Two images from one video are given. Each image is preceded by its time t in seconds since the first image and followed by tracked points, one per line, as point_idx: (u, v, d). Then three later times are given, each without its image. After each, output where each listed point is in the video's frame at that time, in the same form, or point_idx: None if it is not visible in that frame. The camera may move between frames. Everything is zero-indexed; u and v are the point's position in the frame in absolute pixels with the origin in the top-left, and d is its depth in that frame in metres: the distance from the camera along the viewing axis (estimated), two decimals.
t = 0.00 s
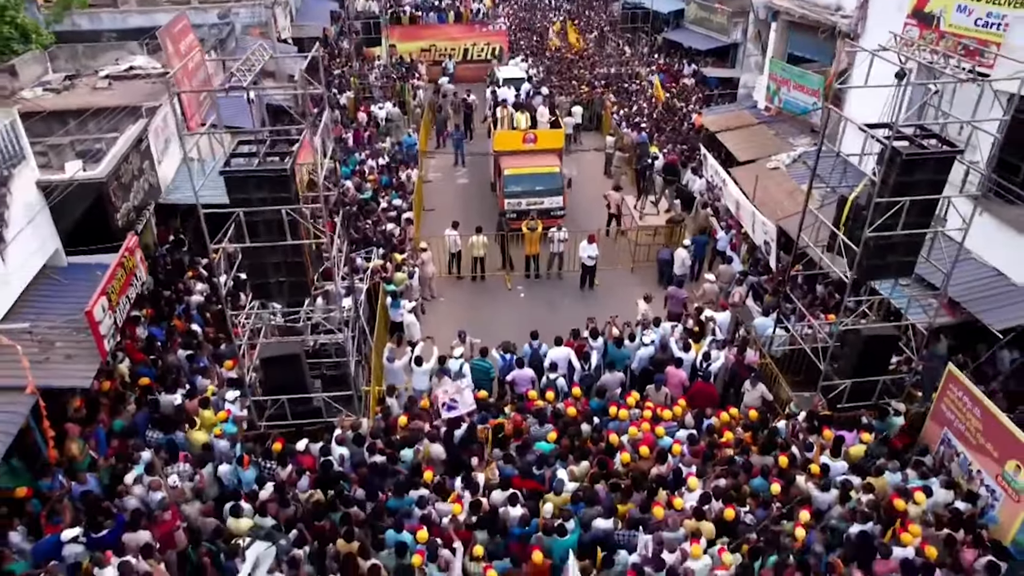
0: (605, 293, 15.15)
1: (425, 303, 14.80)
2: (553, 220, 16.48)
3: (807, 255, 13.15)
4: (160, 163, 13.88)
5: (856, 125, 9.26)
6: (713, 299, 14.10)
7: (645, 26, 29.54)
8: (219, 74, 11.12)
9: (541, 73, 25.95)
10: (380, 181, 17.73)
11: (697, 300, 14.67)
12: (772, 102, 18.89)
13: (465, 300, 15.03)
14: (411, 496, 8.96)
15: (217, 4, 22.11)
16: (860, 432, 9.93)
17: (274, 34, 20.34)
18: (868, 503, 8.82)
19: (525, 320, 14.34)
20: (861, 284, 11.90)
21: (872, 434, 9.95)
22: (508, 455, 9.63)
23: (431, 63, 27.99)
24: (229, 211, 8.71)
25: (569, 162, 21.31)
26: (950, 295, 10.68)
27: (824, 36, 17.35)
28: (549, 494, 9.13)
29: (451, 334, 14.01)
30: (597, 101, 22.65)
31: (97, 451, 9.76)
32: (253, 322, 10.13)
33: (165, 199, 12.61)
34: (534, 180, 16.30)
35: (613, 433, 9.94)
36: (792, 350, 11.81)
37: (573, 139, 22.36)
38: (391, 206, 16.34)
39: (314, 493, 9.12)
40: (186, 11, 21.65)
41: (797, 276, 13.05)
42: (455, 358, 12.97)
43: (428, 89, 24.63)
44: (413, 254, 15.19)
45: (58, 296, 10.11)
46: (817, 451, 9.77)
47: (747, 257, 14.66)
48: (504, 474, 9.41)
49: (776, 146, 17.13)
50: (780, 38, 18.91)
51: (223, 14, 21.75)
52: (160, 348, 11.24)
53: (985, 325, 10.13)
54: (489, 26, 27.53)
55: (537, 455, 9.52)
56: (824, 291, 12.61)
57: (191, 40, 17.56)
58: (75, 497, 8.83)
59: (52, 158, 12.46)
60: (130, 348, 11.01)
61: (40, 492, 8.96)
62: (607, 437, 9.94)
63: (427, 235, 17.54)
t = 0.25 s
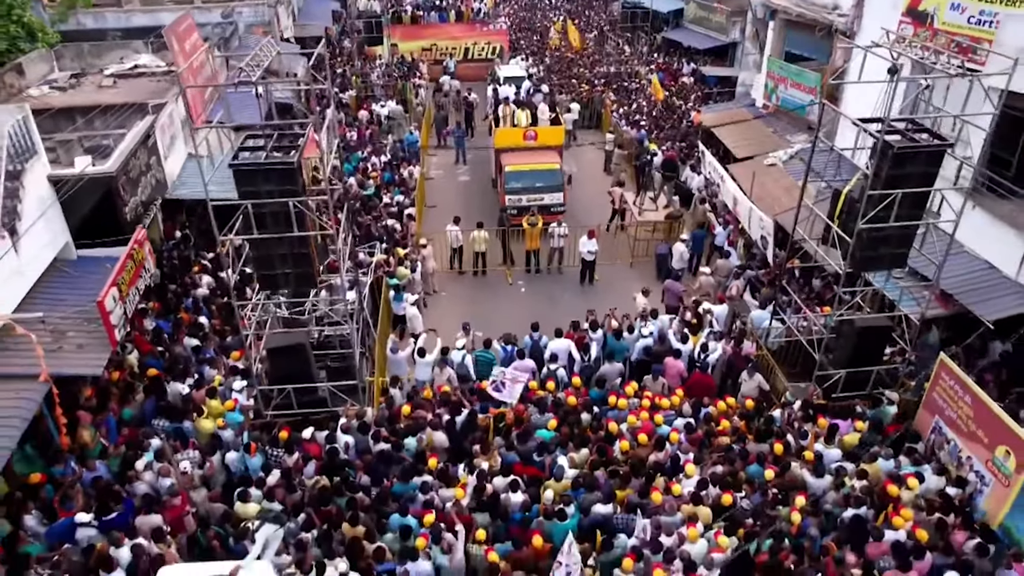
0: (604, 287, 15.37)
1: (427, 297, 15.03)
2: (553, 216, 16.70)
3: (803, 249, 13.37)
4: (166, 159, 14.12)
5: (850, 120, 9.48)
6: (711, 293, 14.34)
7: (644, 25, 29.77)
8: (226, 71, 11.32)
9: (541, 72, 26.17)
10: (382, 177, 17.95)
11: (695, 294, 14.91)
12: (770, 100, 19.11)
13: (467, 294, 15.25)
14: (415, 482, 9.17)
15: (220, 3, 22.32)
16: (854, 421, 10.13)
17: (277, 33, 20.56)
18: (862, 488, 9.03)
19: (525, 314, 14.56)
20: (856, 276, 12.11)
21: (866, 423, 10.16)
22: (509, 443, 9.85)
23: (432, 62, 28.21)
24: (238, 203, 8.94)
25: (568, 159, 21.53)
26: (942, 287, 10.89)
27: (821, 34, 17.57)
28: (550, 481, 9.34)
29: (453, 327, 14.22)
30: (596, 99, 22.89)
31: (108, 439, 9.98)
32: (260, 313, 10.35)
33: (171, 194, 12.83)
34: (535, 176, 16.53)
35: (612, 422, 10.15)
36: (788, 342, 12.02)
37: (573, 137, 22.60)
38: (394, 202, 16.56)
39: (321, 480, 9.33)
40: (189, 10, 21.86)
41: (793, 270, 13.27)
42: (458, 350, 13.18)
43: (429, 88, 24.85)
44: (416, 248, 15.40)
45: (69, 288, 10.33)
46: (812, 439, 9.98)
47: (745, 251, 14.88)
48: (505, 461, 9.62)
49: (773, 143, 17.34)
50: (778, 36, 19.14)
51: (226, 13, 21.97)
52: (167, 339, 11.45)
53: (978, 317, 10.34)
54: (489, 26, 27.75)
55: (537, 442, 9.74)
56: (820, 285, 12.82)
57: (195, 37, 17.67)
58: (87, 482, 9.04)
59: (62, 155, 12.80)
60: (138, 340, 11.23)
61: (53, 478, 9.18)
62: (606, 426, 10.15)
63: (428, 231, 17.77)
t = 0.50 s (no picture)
0: (604, 281, 15.62)
1: (430, 291, 15.27)
2: (553, 212, 16.96)
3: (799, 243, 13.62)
4: (174, 156, 14.40)
5: (842, 115, 9.74)
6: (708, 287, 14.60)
7: (644, 24, 30.05)
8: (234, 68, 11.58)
9: (541, 70, 26.43)
10: (385, 174, 18.21)
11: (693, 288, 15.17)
12: (767, 98, 19.36)
13: (469, 288, 15.50)
14: (419, 467, 9.40)
15: (225, 3, 22.58)
16: (848, 409, 10.37)
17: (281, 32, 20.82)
18: (855, 473, 9.28)
19: (526, 307, 14.81)
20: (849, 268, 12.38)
21: (859, 411, 10.40)
22: (511, 430, 10.09)
23: (433, 61, 28.48)
24: (247, 195, 9.20)
25: (568, 156, 21.78)
26: (934, 279, 11.13)
27: (818, 33, 17.82)
28: (550, 467, 9.57)
29: (455, 320, 14.47)
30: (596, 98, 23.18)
31: (119, 427, 10.22)
32: (268, 304, 10.61)
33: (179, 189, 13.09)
34: (535, 173, 16.80)
35: (612, 410, 10.39)
36: (783, 333, 12.27)
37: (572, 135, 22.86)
38: (397, 198, 16.82)
39: (327, 465, 9.56)
40: (194, 10, 22.12)
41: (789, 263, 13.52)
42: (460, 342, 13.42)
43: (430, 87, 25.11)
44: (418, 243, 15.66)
45: (81, 278, 10.60)
46: (807, 426, 10.22)
47: (742, 246, 15.14)
48: (507, 447, 9.87)
49: (770, 140, 17.58)
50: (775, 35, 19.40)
51: (230, 13, 22.23)
52: (176, 330, 11.69)
53: (970, 308, 10.58)
54: (490, 25, 28.02)
55: (538, 429, 9.98)
56: (815, 278, 13.06)
57: (200, 37, 17.66)
58: (100, 467, 9.29)
59: (72, 151, 13.22)
60: (148, 331, 11.47)
61: (67, 463, 9.44)
62: (606, 413, 10.39)
63: (430, 227, 18.02)
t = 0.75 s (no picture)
0: (604, 278, 15.80)
1: (431, 287, 15.45)
2: (554, 209, 17.18)
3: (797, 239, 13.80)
4: (179, 153, 14.61)
5: (838, 111, 9.92)
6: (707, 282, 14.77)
7: (643, 24, 30.25)
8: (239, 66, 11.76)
9: (542, 70, 26.63)
10: (388, 172, 18.40)
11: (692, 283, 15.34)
12: (766, 96, 19.56)
13: (470, 284, 15.68)
14: (423, 457, 9.57)
15: (228, 3, 22.76)
16: (844, 400, 10.54)
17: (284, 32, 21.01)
18: (851, 463, 9.44)
19: (526, 303, 14.98)
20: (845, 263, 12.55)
21: (855, 403, 10.57)
22: (512, 421, 10.26)
23: (434, 60, 28.69)
24: (253, 190, 9.37)
25: (569, 154, 21.97)
26: (928, 274, 11.32)
27: (816, 32, 18.02)
28: (550, 457, 9.73)
29: (456, 315, 14.65)
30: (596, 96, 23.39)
31: (127, 418, 10.38)
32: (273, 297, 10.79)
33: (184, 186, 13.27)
34: (536, 170, 17.01)
35: (611, 402, 10.56)
36: (781, 327, 12.44)
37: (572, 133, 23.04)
38: (399, 195, 17.01)
39: (332, 455, 9.72)
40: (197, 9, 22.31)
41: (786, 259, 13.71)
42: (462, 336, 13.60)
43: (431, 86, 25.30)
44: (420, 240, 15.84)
45: (91, 273, 10.76)
46: (803, 418, 10.38)
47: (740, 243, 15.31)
48: (508, 438, 10.04)
49: (768, 138, 17.76)
50: (773, 34, 19.60)
51: (233, 13, 22.42)
52: (182, 324, 11.85)
53: (964, 302, 10.74)
54: (491, 25, 28.24)
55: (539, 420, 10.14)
56: (812, 273, 13.23)
57: (203, 35, 17.50)
58: (109, 457, 9.46)
59: (79, 148, 13.35)
60: (155, 325, 11.63)
61: (77, 453, 9.61)
62: (606, 405, 10.56)
63: (432, 224, 18.20)
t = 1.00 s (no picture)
0: (603, 272, 16.04)
1: (433, 281, 15.70)
2: (554, 205, 17.48)
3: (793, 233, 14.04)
4: (186, 149, 14.88)
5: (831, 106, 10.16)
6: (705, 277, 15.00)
7: (643, 23, 30.52)
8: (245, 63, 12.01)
9: (542, 69, 26.89)
10: (390, 169, 18.66)
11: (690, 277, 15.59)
12: (763, 94, 19.82)
13: (472, 279, 15.92)
14: (426, 443, 9.80)
15: (231, 2, 23.01)
16: (838, 389, 10.77)
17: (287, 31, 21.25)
18: (844, 448, 9.66)
19: (526, 296, 15.22)
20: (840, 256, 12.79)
21: (849, 392, 10.80)
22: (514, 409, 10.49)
23: (435, 60, 28.96)
24: (261, 183, 9.61)
25: (569, 152, 22.21)
26: (919, 265, 11.61)
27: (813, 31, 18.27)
28: (551, 444, 9.94)
29: (458, 309, 14.89)
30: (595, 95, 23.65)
31: (137, 406, 10.61)
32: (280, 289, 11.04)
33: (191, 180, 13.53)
34: (536, 167, 17.27)
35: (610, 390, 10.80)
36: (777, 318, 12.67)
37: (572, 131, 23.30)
38: (401, 192, 17.26)
39: (338, 442, 9.96)
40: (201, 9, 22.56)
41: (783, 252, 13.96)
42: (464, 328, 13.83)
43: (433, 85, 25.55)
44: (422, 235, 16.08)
45: (100, 265, 11.01)
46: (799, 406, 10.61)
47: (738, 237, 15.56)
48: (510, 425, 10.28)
49: (766, 135, 18.00)
50: (771, 33, 19.87)
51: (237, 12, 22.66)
52: (190, 315, 12.09)
53: (956, 293, 10.95)
54: (492, 24, 28.49)
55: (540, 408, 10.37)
56: (808, 266, 13.47)
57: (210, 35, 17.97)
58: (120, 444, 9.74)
59: (88, 144, 13.53)
60: (163, 316, 11.85)
61: (90, 439, 9.83)
62: (605, 394, 10.79)
63: (434, 220, 18.45)
